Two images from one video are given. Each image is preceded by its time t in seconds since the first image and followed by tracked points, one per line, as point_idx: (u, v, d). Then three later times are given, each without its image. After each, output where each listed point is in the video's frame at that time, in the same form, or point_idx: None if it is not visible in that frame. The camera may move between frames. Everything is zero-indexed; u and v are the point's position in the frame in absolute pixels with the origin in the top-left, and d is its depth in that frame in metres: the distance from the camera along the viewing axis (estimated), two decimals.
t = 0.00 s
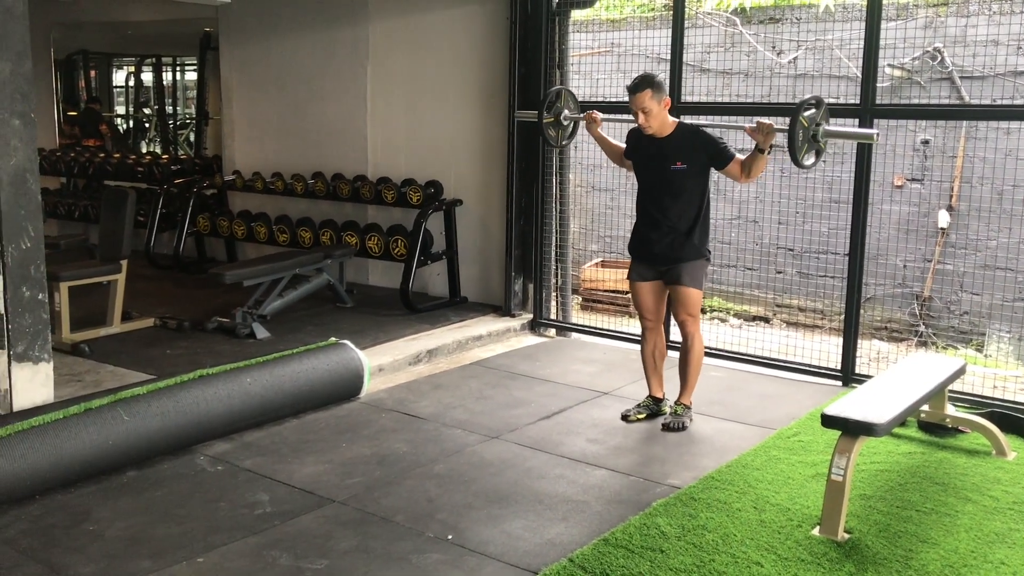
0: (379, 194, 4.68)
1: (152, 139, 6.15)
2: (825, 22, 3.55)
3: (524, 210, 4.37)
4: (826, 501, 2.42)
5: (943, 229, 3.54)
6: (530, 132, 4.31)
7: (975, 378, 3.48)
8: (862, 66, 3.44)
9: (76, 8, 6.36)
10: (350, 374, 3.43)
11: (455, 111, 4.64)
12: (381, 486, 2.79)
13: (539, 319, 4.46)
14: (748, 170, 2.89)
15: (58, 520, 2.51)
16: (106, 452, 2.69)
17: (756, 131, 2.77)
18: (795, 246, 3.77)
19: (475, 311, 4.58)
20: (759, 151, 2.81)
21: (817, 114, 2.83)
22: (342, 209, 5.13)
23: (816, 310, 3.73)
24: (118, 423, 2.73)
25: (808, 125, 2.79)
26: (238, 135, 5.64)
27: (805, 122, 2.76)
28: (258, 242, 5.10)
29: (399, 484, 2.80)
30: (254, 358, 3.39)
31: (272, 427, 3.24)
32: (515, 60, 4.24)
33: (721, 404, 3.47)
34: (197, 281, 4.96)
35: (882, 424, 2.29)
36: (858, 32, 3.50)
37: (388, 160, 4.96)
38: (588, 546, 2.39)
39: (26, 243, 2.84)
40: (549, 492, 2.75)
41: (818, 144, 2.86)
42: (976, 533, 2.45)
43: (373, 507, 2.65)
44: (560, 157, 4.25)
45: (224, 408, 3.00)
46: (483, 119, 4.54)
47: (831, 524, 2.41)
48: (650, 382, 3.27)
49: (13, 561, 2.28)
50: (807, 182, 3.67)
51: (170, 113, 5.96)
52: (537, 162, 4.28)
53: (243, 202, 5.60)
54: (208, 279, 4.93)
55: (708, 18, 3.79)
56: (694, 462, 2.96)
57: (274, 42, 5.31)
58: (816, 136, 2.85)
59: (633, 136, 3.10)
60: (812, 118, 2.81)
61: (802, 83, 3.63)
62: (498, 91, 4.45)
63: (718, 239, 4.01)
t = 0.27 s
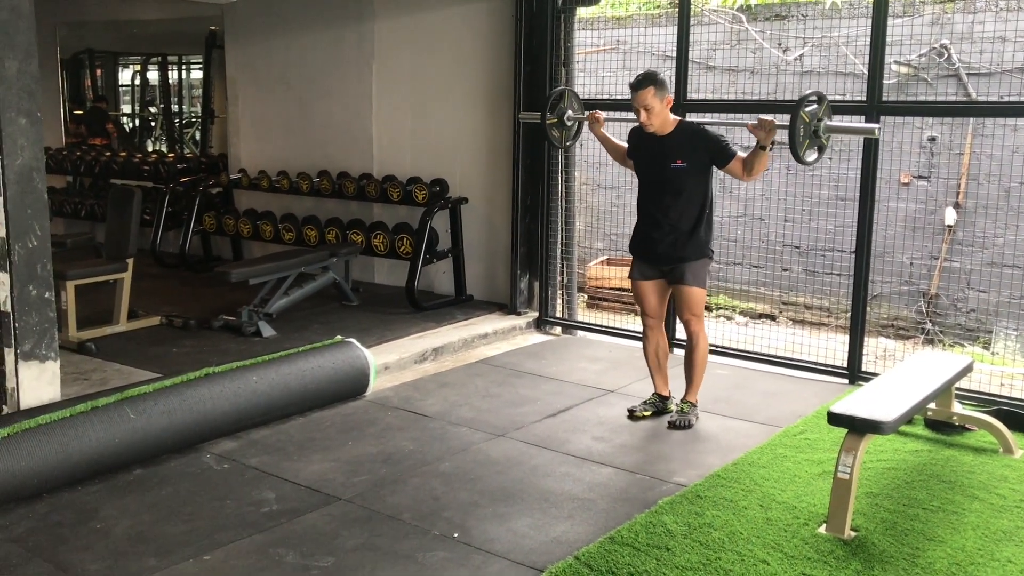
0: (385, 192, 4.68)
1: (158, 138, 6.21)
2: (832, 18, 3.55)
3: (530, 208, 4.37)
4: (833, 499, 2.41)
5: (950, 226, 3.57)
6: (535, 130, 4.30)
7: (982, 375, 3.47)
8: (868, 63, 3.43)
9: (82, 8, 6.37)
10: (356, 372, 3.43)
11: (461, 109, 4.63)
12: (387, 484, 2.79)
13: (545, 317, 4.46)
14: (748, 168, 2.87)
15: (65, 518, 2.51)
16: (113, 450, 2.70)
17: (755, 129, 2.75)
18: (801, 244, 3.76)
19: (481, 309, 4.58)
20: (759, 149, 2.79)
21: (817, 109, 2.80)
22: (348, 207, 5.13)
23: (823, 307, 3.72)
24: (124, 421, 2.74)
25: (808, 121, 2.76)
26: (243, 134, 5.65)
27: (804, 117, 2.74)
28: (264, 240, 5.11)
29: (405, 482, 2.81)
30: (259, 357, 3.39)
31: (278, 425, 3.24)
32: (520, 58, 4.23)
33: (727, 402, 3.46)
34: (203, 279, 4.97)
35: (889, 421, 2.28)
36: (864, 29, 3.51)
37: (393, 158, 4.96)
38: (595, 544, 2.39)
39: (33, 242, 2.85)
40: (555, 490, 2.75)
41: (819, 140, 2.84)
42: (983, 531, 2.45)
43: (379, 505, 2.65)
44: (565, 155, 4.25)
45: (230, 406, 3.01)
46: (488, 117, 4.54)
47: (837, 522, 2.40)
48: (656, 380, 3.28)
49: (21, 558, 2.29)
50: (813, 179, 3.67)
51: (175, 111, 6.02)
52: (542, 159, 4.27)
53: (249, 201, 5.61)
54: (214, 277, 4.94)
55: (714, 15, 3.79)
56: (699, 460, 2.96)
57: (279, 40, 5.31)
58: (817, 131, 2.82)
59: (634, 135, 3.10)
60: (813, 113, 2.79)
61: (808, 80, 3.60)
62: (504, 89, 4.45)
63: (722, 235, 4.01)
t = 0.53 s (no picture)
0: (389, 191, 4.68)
1: (162, 137, 6.22)
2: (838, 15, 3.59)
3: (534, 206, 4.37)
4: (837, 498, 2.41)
5: (954, 224, 3.51)
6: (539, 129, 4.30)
7: (987, 373, 3.46)
8: (872, 61, 3.42)
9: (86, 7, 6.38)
10: (360, 370, 3.43)
11: (465, 108, 4.63)
12: (391, 482, 2.79)
13: (549, 316, 4.45)
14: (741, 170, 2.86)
15: (70, 516, 2.52)
16: (117, 449, 2.70)
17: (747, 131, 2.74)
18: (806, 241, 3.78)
19: (485, 307, 4.58)
20: (751, 151, 2.78)
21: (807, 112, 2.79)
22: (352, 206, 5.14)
23: (827, 306, 3.74)
24: (129, 419, 2.74)
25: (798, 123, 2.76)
26: (248, 133, 5.65)
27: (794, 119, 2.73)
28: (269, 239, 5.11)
29: (409, 480, 2.81)
30: (263, 355, 3.39)
31: (283, 423, 3.24)
32: (524, 56, 4.23)
33: (731, 400, 3.46)
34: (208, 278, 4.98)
35: (893, 419, 2.28)
36: (868, 26, 3.51)
37: (397, 157, 4.96)
38: (599, 542, 2.39)
39: (37, 241, 2.85)
40: (559, 488, 2.75)
41: (809, 143, 2.84)
42: (987, 530, 2.44)
43: (383, 504, 2.65)
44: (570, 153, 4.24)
45: (234, 404, 3.01)
46: (492, 115, 4.54)
47: (841, 520, 2.40)
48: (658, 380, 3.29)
49: (26, 557, 2.29)
50: (817, 177, 3.68)
51: (180, 110, 6.02)
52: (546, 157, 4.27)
53: (253, 200, 5.61)
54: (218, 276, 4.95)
55: (718, 13, 3.77)
56: (703, 458, 2.95)
57: (283, 39, 5.31)
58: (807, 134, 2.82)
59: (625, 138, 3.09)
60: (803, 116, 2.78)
61: (813, 77, 3.63)
62: (508, 88, 4.45)
63: (723, 233, 3.99)
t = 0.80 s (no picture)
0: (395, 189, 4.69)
1: (169, 135, 6.28)
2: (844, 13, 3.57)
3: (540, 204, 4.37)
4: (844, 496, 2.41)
5: (961, 221, 3.57)
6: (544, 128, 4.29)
7: (994, 372, 3.46)
8: (879, 59, 3.41)
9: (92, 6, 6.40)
10: (366, 369, 3.44)
11: (471, 106, 4.63)
12: (398, 480, 2.80)
13: (555, 314, 4.46)
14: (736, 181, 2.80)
15: (78, 514, 2.53)
16: (125, 447, 2.71)
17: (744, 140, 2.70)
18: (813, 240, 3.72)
19: (490, 306, 4.58)
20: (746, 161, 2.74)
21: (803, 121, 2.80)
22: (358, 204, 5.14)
23: (833, 304, 3.73)
24: (136, 417, 2.75)
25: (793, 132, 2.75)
26: (254, 132, 5.65)
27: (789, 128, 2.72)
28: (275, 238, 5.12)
29: (416, 479, 2.81)
30: (270, 354, 3.40)
31: (290, 422, 3.25)
32: (530, 54, 4.23)
33: (737, 399, 3.46)
34: (214, 276, 4.99)
35: (900, 418, 2.28)
36: (874, 24, 3.50)
37: (402, 155, 4.96)
38: (606, 540, 2.39)
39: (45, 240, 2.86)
40: (566, 486, 2.76)
41: (807, 153, 2.82)
42: (995, 528, 2.44)
43: (390, 502, 2.65)
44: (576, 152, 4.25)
45: (241, 403, 3.02)
46: (497, 113, 4.54)
47: (848, 519, 2.40)
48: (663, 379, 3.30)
49: (35, 554, 2.30)
50: (823, 175, 3.67)
51: (186, 109, 6.08)
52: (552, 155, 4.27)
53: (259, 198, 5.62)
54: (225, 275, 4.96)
55: (724, 11, 3.78)
56: (709, 456, 2.95)
57: (289, 38, 5.32)
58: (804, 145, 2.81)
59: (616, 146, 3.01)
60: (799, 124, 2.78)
61: (819, 75, 3.59)
62: (513, 85, 4.45)
63: (731, 232, 3.95)
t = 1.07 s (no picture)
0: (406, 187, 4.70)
1: (181, 134, 6.30)
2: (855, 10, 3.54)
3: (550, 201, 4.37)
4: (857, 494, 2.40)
5: (974, 220, 3.52)
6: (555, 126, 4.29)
7: (1009, 370, 3.44)
8: (892, 56, 3.40)
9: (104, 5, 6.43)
10: (378, 366, 3.45)
11: (481, 103, 4.64)
12: (410, 477, 2.80)
13: (566, 311, 4.46)
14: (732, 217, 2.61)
15: (92, 511, 2.54)
16: (138, 444, 2.72)
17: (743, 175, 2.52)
18: (824, 237, 3.72)
19: (501, 303, 4.58)
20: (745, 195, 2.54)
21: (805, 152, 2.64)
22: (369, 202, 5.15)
23: (845, 302, 3.72)
24: (150, 415, 2.76)
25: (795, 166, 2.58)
26: (265, 130, 5.67)
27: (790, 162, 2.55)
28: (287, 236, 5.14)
29: (427, 476, 2.82)
30: (281, 351, 3.41)
31: (302, 419, 3.26)
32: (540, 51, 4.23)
33: (748, 396, 3.45)
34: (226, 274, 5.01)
35: (913, 416, 2.27)
36: (887, 20, 3.50)
37: (413, 153, 4.97)
38: (618, 538, 2.39)
39: (59, 238, 2.88)
40: (578, 484, 2.76)
41: (808, 187, 2.66)
42: (1008, 526, 2.43)
43: (402, 499, 2.66)
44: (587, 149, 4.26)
45: (253, 400, 3.03)
46: (507, 111, 4.54)
47: (860, 517, 2.39)
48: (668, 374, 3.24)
49: (50, 550, 2.32)
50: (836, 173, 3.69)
51: (198, 108, 6.10)
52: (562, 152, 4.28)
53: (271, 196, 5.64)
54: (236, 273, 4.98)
55: (736, 8, 3.79)
56: (721, 454, 2.95)
57: (299, 36, 5.34)
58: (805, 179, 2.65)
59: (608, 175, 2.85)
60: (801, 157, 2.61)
61: (831, 72, 3.57)
62: (524, 83, 4.45)
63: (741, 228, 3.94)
